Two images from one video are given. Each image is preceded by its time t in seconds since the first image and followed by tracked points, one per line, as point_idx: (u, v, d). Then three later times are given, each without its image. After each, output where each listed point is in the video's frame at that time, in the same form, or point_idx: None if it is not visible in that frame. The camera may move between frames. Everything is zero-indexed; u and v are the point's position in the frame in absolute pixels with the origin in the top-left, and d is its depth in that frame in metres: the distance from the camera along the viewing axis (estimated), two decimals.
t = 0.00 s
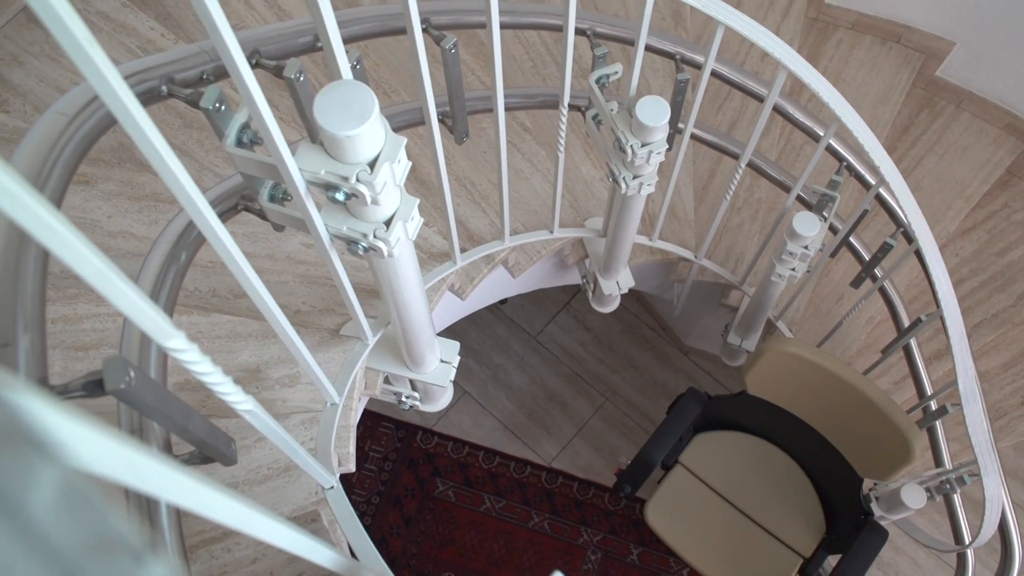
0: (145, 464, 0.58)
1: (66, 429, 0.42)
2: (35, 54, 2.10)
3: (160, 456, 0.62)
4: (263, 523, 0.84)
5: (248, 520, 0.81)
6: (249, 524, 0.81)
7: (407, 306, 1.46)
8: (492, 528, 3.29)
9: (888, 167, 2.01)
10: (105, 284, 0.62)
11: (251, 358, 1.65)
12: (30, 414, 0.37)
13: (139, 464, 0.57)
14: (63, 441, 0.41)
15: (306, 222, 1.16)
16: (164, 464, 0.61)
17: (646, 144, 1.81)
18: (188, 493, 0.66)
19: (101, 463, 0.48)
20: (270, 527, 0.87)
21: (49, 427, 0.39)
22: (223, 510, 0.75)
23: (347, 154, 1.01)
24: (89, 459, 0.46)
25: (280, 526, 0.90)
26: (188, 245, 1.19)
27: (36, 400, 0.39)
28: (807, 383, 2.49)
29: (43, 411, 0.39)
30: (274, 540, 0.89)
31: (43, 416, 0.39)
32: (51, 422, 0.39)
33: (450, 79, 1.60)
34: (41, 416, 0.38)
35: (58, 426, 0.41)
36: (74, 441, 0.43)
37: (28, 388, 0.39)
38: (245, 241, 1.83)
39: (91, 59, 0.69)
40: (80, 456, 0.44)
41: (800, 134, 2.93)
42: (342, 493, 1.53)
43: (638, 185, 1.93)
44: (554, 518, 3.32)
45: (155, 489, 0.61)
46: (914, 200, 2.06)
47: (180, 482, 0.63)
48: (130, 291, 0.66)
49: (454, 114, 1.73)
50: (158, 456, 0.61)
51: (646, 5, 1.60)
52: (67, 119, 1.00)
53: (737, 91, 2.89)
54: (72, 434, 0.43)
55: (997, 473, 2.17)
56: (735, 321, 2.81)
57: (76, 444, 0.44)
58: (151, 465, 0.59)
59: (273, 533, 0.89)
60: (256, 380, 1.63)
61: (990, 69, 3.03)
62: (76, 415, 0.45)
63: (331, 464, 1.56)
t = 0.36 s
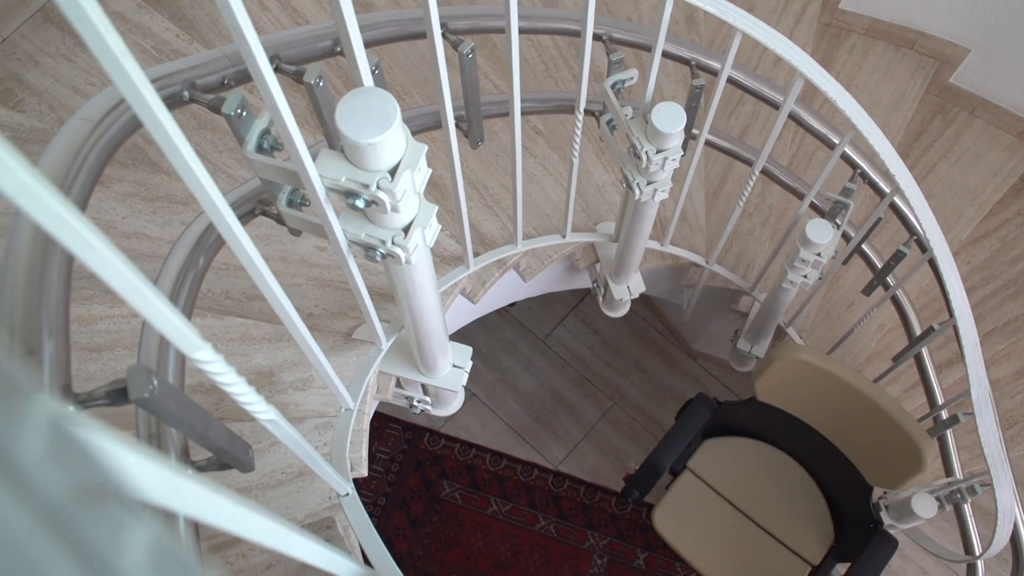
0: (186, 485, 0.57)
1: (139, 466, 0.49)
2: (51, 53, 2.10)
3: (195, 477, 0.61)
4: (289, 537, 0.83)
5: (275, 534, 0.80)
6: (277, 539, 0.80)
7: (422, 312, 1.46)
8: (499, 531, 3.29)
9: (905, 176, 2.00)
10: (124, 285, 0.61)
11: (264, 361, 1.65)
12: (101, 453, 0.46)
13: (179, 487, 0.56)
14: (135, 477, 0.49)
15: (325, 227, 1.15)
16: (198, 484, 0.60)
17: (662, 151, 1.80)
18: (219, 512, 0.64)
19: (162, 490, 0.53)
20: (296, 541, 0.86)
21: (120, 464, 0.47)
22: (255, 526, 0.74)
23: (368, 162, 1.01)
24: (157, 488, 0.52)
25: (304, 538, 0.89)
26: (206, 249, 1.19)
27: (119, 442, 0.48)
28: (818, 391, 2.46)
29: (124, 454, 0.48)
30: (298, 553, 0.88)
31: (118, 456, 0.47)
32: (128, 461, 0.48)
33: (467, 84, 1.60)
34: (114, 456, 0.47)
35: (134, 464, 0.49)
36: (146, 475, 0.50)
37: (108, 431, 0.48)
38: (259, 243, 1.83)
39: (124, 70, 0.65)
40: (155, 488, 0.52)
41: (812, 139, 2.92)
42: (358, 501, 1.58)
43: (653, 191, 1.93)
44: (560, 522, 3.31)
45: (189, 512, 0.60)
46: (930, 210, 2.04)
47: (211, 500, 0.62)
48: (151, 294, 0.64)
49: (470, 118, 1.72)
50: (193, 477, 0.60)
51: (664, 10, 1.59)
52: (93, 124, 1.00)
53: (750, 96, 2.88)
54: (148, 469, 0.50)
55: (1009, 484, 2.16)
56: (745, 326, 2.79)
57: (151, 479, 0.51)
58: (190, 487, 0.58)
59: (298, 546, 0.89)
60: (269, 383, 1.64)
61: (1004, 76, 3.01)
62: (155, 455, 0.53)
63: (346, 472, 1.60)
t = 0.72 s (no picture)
0: (220, 503, 0.57)
1: (178, 480, 0.49)
2: (62, 53, 2.11)
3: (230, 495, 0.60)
4: (310, 550, 0.83)
5: (297, 547, 0.80)
6: (297, 551, 0.80)
7: (431, 315, 1.45)
8: (503, 533, 3.29)
9: (915, 182, 1.99)
10: (150, 297, 0.61)
11: (273, 364, 1.66)
12: (150, 480, 0.44)
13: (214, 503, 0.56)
14: (175, 492, 0.48)
15: (337, 232, 1.15)
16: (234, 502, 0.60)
17: (672, 155, 1.79)
18: (244, 527, 0.64)
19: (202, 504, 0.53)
20: (316, 552, 0.86)
21: (165, 486, 0.46)
22: (277, 539, 0.74)
23: (382, 167, 1.01)
24: (194, 501, 0.52)
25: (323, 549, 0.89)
26: (218, 253, 1.19)
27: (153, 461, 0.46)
28: (824, 396, 2.44)
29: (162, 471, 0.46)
30: (317, 563, 0.88)
31: (159, 479, 0.45)
32: (167, 478, 0.46)
33: (478, 88, 1.59)
34: (157, 477, 0.45)
35: (169, 480, 0.47)
36: (185, 490, 0.50)
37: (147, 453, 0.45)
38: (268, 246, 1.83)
39: (147, 78, 0.65)
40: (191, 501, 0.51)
41: (821, 143, 2.91)
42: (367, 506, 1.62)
43: (662, 195, 1.92)
44: (564, 524, 3.31)
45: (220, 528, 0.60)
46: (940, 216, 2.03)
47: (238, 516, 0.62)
48: (175, 307, 0.64)
49: (480, 121, 1.72)
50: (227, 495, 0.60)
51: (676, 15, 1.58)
52: (108, 129, 1.00)
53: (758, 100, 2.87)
54: (184, 483, 0.50)
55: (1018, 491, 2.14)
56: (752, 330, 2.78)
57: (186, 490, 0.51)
58: (225, 504, 0.58)
59: (317, 557, 0.89)
60: (278, 385, 1.64)
61: (1014, 81, 2.99)
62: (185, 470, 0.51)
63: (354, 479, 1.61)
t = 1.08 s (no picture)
0: (215, 497, 0.56)
1: (178, 484, 0.46)
2: (67, 53, 2.11)
3: (227, 494, 0.60)
4: (317, 554, 0.83)
5: (303, 550, 0.79)
6: (304, 555, 0.80)
7: (436, 317, 1.45)
8: (504, 534, 3.28)
9: (920, 185, 1.98)
10: (155, 297, 0.60)
11: (277, 365, 1.66)
12: (170, 494, 0.41)
13: (214, 503, 0.55)
14: (183, 501, 0.45)
15: (343, 233, 1.15)
16: (233, 502, 0.60)
17: (677, 157, 1.79)
18: (247, 528, 0.64)
19: (197, 504, 0.52)
20: (323, 556, 0.86)
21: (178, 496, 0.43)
22: (283, 542, 0.74)
23: (389, 169, 1.01)
24: (191, 501, 0.50)
25: (330, 552, 0.89)
26: (224, 254, 1.19)
27: (161, 468, 0.43)
28: (828, 398, 2.44)
29: (167, 478, 0.43)
30: (324, 567, 0.88)
31: (169, 485, 0.42)
32: (172, 485, 0.44)
33: (483, 89, 1.59)
34: (169, 488, 0.42)
35: (175, 481, 0.45)
36: (183, 492, 0.48)
37: (156, 463, 0.42)
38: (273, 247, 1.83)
39: (157, 81, 0.65)
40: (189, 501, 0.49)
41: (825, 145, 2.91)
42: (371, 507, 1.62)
43: (666, 197, 1.91)
44: (566, 525, 3.31)
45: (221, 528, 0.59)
46: (945, 219, 2.02)
47: (241, 517, 0.62)
48: (181, 308, 0.64)
49: (485, 122, 1.72)
50: (227, 496, 0.60)
51: (682, 17, 1.57)
52: (116, 130, 1.00)
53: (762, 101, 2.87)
54: (184, 482, 0.48)
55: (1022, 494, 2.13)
56: (755, 332, 2.77)
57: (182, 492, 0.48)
58: (224, 506, 0.57)
59: (324, 561, 0.88)
60: (282, 386, 1.64)
61: (1018, 84, 2.99)
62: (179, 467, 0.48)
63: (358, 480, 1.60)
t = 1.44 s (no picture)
0: (216, 500, 0.56)
1: (179, 485, 0.46)
2: (68, 53, 2.11)
3: (229, 494, 0.60)
4: (319, 554, 0.83)
5: (304, 552, 0.80)
6: (306, 556, 0.80)
7: (436, 317, 1.45)
8: (505, 534, 3.28)
9: (921, 185, 1.97)
10: (158, 299, 0.60)
11: (278, 365, 1.66)
12: (174, 495, 0.41)
13: (216, 503, 0.56)
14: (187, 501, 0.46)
15: (344, 234, 1.15)
16: (236, 503, 0.60)
17: (677, 157, 1.79)
18: (248, 529, 0.64)
19: (199, 504, 0.52)
20: (324, 558, 0.86)
21: (181, 498, 0.43)
22: (283, 543, 0.74)
23: (390, 170, 1.01)
24: (194, 501, 0.50)
25: (331, 553, 0.90)
26: (225, 254, 1.19)
27: (164, 470, 0.43)
28: (829, 399, 2.43)
29: (169, 479, 0.43)
30: (325, 568, 0.88)
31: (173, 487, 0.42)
32: (175, 485, 0.44)
33: (484, 90, 1.59)
34: (174, 489, 0.42)
35: (177, 483, 0.45)
36: (185, 493, 0.48)
37: (160, 465, 0.42)
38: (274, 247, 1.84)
39: (161, 83, 0.65)
40: (191, 502, 0.50)
41: (825, 146, 2.91)
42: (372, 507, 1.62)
43: (667, 198, 1.91)
44: (566, 526, 3.31)
45: (222, 531, 0.59)
46: (946, 219, 2.02)
47: (242, 519, 0.61)
48: (183, 309, 0.64)
49: (486, 122, 1.72)
50: (229, 497, 0.60)
51: (683, 17, 1.57)
52: (117, 131, 1.00)
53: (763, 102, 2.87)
54: (186, 483, 0.49)
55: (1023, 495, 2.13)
56: (756, 333, 2.77)
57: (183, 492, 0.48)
58: (225, 506, 0.57)
59: (326, 562, 0.88)
60: (283, 386, 1.64)
61: (1020, 85, 2.99)
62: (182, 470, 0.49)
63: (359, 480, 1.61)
